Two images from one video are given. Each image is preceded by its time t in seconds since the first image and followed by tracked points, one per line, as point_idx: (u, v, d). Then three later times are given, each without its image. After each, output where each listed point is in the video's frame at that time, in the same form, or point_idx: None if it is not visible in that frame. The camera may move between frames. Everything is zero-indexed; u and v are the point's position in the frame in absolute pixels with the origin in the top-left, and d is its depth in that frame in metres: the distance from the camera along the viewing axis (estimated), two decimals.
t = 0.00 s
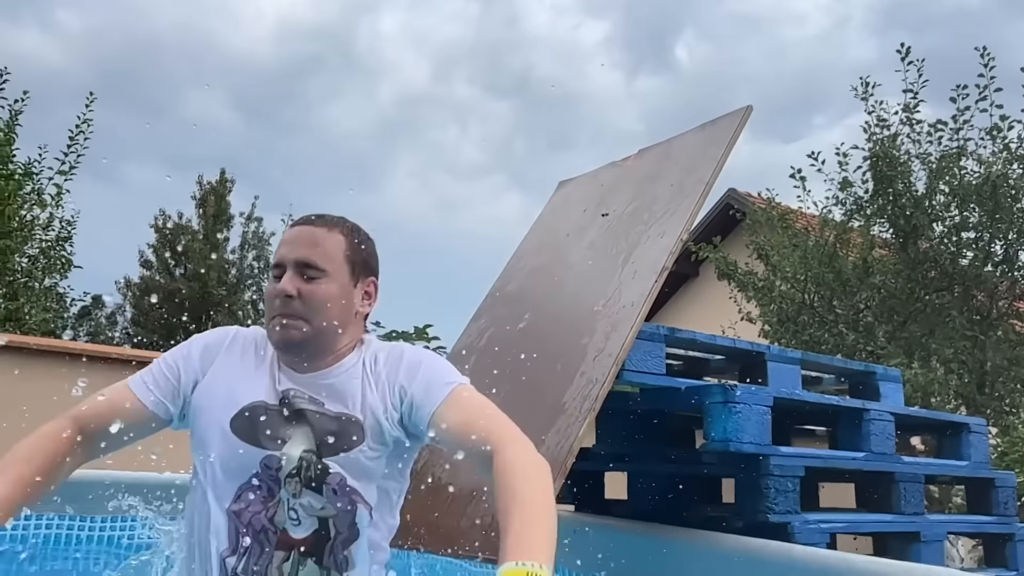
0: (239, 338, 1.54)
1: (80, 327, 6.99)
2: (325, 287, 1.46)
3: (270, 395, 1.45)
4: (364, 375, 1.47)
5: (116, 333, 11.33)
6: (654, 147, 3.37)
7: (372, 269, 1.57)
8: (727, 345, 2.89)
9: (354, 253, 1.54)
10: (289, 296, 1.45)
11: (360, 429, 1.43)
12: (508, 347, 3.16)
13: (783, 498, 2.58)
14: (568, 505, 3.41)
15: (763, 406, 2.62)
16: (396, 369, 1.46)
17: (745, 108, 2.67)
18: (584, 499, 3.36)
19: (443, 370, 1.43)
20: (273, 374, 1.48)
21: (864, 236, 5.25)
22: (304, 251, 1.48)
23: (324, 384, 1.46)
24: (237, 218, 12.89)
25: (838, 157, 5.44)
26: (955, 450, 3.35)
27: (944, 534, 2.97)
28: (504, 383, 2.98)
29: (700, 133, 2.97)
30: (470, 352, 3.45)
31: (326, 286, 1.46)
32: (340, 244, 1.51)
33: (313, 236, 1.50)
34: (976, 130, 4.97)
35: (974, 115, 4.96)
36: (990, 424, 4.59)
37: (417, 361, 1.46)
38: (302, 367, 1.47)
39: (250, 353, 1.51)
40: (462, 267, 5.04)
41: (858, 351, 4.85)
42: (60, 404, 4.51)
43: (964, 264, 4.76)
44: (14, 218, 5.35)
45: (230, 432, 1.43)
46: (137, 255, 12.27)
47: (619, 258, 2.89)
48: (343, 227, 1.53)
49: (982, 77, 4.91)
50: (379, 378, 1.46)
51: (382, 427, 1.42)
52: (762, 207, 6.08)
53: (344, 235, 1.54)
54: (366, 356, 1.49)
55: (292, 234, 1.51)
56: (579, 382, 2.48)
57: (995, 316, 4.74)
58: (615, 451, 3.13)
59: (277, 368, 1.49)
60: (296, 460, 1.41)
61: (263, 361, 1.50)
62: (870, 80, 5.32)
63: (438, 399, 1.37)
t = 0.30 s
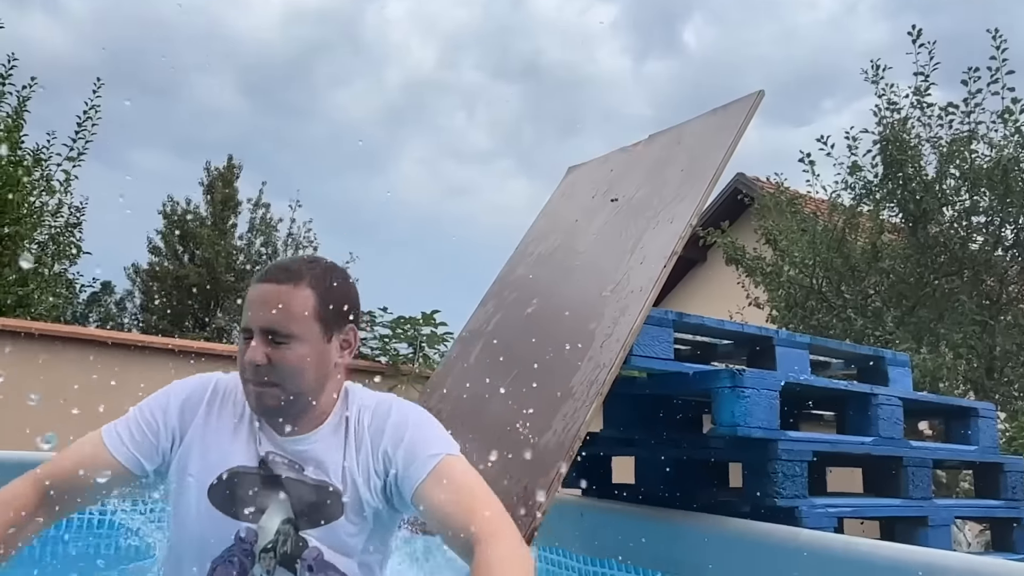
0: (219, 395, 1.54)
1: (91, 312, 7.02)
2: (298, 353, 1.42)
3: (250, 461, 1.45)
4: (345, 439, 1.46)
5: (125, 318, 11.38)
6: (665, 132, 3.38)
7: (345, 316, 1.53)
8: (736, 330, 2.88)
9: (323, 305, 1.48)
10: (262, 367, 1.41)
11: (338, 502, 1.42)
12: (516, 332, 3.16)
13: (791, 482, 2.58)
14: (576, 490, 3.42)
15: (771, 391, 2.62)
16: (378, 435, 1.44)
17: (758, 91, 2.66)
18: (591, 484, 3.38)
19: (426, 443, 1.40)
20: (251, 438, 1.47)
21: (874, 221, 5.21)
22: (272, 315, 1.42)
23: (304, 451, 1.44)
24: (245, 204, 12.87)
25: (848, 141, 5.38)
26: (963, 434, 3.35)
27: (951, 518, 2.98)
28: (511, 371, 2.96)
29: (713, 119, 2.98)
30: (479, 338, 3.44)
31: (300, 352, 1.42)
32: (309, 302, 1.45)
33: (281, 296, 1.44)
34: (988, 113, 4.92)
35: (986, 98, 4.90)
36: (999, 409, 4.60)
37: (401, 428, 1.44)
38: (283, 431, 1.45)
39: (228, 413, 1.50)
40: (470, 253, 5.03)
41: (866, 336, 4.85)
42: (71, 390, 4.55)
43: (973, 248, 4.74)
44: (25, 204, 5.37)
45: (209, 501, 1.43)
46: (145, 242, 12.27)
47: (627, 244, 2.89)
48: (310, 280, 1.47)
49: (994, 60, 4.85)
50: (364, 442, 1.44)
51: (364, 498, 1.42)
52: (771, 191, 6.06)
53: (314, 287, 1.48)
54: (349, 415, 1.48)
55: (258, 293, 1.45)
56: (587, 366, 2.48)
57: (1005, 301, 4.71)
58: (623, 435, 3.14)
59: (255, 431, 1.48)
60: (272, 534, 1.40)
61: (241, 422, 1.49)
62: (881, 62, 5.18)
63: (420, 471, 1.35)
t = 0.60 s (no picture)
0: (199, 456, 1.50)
1: (98, 299, 7.04)
2: (261, 439, 1.34)
3: (224, 525, 1.41)
4: (324, 498, 1.42)
5: (132, 305, 11.40)
6: (673, 120, 3.37)
7: (315, 380, 1.42)
8: (741, 317, 2.88)
9: (282, 379, 1.36)
10: (228, 452, 1.36)
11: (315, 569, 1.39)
12: (521, 320, 3.17)
13: (797, 470, 2.59)
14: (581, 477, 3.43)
15: (777, 378, 2.62)
16: (359, 495, 1.42)
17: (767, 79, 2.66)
18: (596, 471, 3.38)
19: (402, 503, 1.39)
20: (227, 500, 1.43)
21: (881, 208, 5.18)
22: (230, 401, 1.34)
23: (282, 517, 1.41)
24: (250, 191, 12.84)
25: (855, 128, 5.35)
26: (970, 422, 3.34)
27: (957, 506, 2.97)
28: (515, 360, 2.97)
29: (722, 107, 2.97)
30: (483, 326, 3.44)
31: (265, 439, 1.35)
32: (267, 382, 1.35)
33: (234, 379, 1.34)
34: (997, 100, 4.88)
35: (995, 84, 4.86)
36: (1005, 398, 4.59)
37: (382, 491, 1.41)
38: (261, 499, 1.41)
39: (200, 475, 1.47)
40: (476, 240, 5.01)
41: (872, 324, 4.84)
42: (80, 377, 4.56)
43: (981, 236, 4.72)
44: (31, 191, 5.37)
45: (179, 566, 1.42)
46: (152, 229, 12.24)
47: (634, 232, 2.89)
48: (266, 357, 1.35)
49: (1003, 45, 4.77)
50: (342, 507, 1.41)
51: (341, 565, 1.40)
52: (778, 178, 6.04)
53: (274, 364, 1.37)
54: (330, 472, 1.44)
55: (214, 372, 1.36)
56: (592, 354, 2.49)
57: (1012, 289, 4.70)
58: (628, 423, 3.15)
59: (233, 493, 1.44)
60: None
61: (216, 483, 1.45)
62: (889, 49, 5.19)
63: (398, 546, 1.32)
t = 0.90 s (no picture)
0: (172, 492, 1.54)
1: (101, 289, 7.02)
2: (231, 518, 1.30)
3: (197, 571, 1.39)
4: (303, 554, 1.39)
5: (135, 295, 11.39)
6: (678, 111, 3.37)
7: (283, 442, 1.34)
8: (745, 307, 2.87)
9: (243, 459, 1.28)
10: (201, 527, 1.32)
11: None
12: (522, 309, 3.18)
13: (799, 460, 2.59)
14: (583, 466, 3.44)
15: (780, 368, 2.62)
16: (338, 553, 1.38)
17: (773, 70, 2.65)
18: (598, 460, 3.39)
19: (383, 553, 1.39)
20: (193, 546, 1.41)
21: (885, 198, 5.17)
22: (193, 488, 1.28)
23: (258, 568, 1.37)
24: (253, 181, 12.81)
25: (860, 117, 5.32)
26: (972, 411, 3.35)
27: (959, 495, 2.98)
28: (516, 350, 2.98)
29: (727, 98, 2.97)
30: (485, 316, 3.44)
31: (232, 522, 1.31)
32: (226, 469, 1.27)
33: (194, 467, 1.27)
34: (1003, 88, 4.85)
35: (1001, 72, 4.82)
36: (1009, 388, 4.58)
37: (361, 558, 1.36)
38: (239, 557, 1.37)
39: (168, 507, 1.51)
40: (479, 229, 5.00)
41: (875, 314, 4.84)
42: (84, 366, 4.56)
43: (986, 226, 4.71)
44: (34, 181, 5.34)
45: None
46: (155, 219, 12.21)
47: (637, 223, 2.90)
48: (224, 442, 1.27)
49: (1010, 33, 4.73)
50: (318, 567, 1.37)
51: None
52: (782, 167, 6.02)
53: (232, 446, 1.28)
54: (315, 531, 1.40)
55: (175, 456, 1.29)
56: (593, 343, 2.51)
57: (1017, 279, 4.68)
58: (631, 412, 3.15)
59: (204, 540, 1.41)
60: None
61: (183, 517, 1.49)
62: (893, 37, 5.13)
63: None
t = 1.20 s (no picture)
0: None
1: (102, 280, 7.01)
2: None
3: None
4: None
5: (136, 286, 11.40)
6: (680, 103, 3.37)
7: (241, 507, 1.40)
8: (745, 298, 2.87)
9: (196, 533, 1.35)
10: None
11: None
12: (522, 300, 3.19)
13: (799, 450, 2.59)
14: (583, 456, 3.45)
15: (780, 358, 2.62)
16: None
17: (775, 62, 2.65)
18: (598, 450, 3.40)
19: None
20: None
21: (885, 188, 5.18)
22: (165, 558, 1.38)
23: None
24: (253, 172, 12.79)
25: (861, 107, 5.32)
26: (973, 401, 3.35)
27: (959, 486, 2.98)
28: (516, 341, 2.99)
29: (730, 90, 2.97)
30: (486, 307, 3.44)
31: None
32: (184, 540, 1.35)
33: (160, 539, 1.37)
34: (1004, 78, 4.82)
35: (1002, 62, 4.78)
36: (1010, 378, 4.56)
37: None
38: None
39: None
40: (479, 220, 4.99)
41: (876, 304, 4.85)
42: (86, 356, 4.56)
43: (987, 216, 4.66)
44: (34, 171, 5.33)
45: None
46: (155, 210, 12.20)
47: (638, 214, 2.90)
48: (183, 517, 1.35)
49: (1012, 23, 4.71)
50: None
51: None
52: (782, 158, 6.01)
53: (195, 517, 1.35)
54: None
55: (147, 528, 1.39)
56: (592, 333, 2.52)
57: (1019, 270, 4.63)
58: (632, 403, 3.16)
59: None
60: None
61: None
62: (896, 27, 5.14)
63: None
